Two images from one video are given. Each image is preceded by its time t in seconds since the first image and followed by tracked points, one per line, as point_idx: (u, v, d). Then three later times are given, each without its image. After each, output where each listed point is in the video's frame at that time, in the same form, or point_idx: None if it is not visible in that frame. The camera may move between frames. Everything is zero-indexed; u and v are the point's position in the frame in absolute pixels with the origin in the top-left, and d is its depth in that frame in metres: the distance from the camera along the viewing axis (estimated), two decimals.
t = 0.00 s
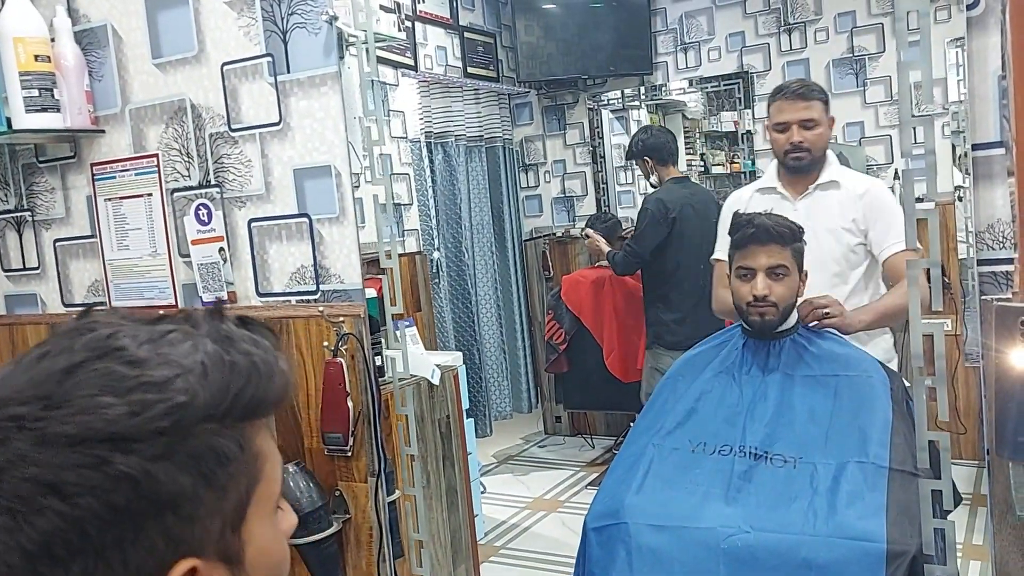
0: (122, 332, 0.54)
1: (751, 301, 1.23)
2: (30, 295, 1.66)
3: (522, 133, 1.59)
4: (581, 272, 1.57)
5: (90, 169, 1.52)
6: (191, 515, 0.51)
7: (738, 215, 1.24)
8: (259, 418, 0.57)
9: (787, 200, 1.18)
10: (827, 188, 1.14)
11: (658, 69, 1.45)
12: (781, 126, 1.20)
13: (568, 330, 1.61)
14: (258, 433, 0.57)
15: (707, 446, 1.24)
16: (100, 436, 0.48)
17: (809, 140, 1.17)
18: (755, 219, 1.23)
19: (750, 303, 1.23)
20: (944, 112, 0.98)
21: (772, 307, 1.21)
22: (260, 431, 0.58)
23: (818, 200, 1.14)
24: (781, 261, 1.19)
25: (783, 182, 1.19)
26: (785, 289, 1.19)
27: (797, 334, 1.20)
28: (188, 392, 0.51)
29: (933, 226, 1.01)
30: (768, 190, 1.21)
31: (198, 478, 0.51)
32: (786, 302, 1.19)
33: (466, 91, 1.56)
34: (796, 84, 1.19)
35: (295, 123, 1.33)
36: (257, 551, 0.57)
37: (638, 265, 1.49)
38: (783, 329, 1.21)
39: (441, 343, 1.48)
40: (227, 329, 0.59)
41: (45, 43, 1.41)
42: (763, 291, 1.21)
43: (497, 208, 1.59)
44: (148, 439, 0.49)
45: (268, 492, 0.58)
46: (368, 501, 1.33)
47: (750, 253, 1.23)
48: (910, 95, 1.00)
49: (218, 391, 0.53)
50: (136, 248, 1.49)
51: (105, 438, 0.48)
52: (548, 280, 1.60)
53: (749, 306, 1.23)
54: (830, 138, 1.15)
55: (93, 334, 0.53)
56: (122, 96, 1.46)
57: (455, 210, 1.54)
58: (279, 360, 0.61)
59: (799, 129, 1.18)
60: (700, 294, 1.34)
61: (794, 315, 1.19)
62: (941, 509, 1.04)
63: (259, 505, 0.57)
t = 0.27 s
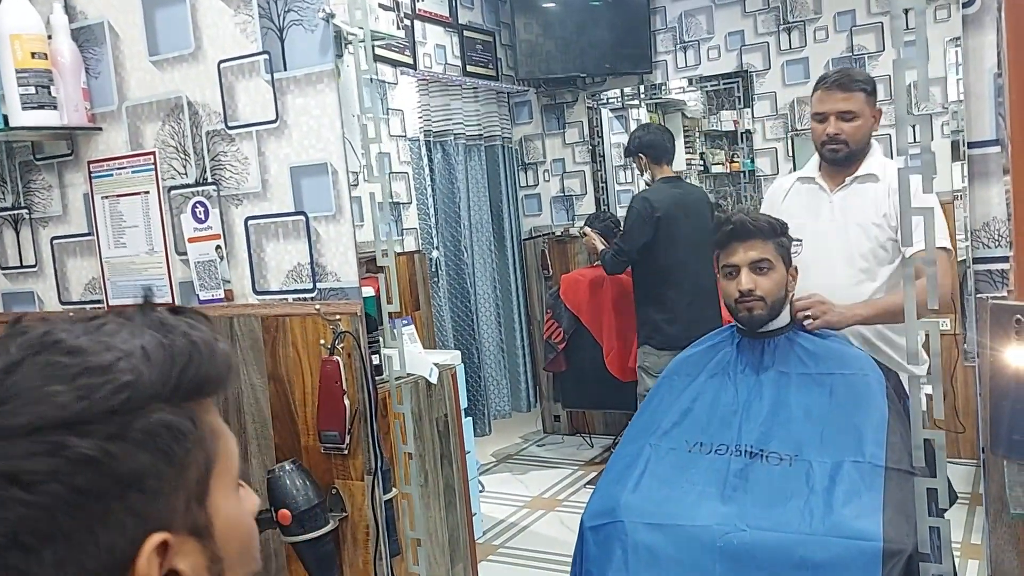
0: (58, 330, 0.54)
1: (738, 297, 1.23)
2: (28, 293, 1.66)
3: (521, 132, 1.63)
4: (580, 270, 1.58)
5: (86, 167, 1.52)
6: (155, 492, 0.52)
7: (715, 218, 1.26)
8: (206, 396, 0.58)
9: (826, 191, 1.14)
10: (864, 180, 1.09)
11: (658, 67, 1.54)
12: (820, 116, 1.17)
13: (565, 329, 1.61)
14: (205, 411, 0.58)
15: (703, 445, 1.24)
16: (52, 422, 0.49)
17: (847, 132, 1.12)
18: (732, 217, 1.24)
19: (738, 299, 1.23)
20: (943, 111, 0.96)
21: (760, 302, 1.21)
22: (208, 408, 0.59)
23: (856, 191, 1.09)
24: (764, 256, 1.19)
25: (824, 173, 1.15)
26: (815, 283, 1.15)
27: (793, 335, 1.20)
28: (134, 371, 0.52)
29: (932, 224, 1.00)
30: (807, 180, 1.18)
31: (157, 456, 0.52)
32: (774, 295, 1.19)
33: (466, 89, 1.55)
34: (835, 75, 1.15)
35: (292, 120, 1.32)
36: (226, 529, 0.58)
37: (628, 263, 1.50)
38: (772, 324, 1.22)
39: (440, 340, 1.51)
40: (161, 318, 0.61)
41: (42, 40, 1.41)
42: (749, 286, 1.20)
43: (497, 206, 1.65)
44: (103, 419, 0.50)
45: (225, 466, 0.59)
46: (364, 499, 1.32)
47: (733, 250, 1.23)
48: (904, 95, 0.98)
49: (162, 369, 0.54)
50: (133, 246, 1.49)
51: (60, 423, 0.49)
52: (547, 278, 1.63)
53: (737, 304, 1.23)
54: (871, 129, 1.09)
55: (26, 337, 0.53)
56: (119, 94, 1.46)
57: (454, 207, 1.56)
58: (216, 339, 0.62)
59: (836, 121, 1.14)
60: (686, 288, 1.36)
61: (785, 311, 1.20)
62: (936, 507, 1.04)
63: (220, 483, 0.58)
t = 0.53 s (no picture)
0: (32, 322, 0.57)
1: (730, 295, 1.22)
2: (27, 288, 1.66)
3: (522, 130, 1.63)
4: (580, 268, 1.59)
5: (86, 162, 1.52)
6: (136, 471, 0.55)
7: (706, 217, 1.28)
8: (180, 378, 0.62)
9: (846, 186, 1.09)
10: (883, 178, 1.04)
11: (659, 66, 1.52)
12: (844, 111, 1.08)
13: (565, 327, 1.62)
14: (181, 396, 0.62)
15: (700, 442, 1.24)
16: (32, 403, 0.52)
17: (869, 128, 1.04)
18: (721, 216, 1.25)
19: (730, 297, 1.22)
20: (943, 111, 0.97)
21: (751, 299, 1.20)
22: (182, 394, 0.62)
23: (874, 189, 1.05)
24: (753, 254, 1.19)
25: (846, 169, 1.09)
26: (827, 279, 1.12)
27: (788, 329, 1.19)
28: (108, 355, 0.56)
29: (926, 221, 1.00)
30: (830, 175, 1.13)
31: (136, 435, 0.55)
32: (766, 292, 1.19)
33: (466, 85, 1.54)
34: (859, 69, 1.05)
35: (291, 115, 1.32)
36: (206, 504, 0.61)
37: (606, 263, 1.56)
38: (764, 322, 1.21)
39: (440, 338, 1.51)
40: (131, 310, 0.66)
41: (41, 35, 1.41)
42: (739, 284, 1.20)
43: (496, 205, 1.62)
44: (82, 399, 0.53)
45: (202, 447, 0.63)
46: (362, 494, 1.33)
47: (721, 249, 1.23)
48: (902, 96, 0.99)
49: (135, 354, 0.58)
50: (132, 241, 1.50)
51: (40, 403, 0.52)
52: (547, 276, 1.61)
53: (729, 301, 1.22)
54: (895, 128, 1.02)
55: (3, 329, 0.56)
56: (119, 89, 1.46)
57: (453, 203, 1.56)
58: (187, 328, 0.67)
59: (858, 116, 1.06)
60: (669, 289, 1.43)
61: (777, 308, 1.19)
62: (932, 504, 1.03)
63: (199, 462, 0.61)
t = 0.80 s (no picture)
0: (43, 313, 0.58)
1: (735, 294, 1.21)
2: (28, 285, 1.66)
3: (523, 128, 1.60)
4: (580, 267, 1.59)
5: (87, 159, 1.53)
6: (143, 466, 0.56)
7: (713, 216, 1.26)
8: (191, 377, 0.63)
9: (860, 182, 1.06)
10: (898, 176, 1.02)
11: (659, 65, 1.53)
12: (860, 108, 1.06)
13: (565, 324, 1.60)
14: (190, 394, 0.62)
15: (700, 438, 1.24)
16: (42, 395, 0.52)
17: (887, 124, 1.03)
18: (728, 215, 1.23)
19: (735, 297, 1.21)
20: (945, 109, 0.97)
21: (756, 298, 1.19)
22: (191, 393, 0.63)
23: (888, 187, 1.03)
24: (759, 252, 1.18)
25: (861, 165, 1.06)
26: (837, 277, 1.09)
27: (792, 326, 1.17)
28: (119, 349, 0.57)
29: (924, 220, 1.01)
30: (845, 171, 1.09)
31: (144, 431, 0.56)
32: (771, 291, 1.17)
33: (466, 85, 1.51)
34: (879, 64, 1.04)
35: (292, 113, 1.33)
36: (211, 502, 0.62)
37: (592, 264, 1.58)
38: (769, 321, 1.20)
39: (440, 336, 1.49)
40: (144, 305, 0.66)
41: (42, 32, 1.41)
42: (744, 283, 1.19)
43: (497, 202, 1.56)
44: (93, 391, 0.54)
45: (212, 448, 0.63)
46: (361, 491, 1.33)
47: (727, 248, 1.22)
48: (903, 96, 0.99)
49: (147, 349, 0.59)
50: (133, 238, 1.50)
51: (49, 396, 0.53)
52: (548, 274, 1.59)
53: (734, 300, 1.22)
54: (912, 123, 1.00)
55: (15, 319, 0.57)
56: (120, 86, 1.46)
57: (454, 208, 1.51)
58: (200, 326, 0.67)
59: (874, 113, 1.04)
60: (662, 288, 1.49)
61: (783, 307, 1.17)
62: (929, 501, 1.03)
63: (207, 460, 0.62)
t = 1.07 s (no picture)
0: (70, 311, 0.59)
1: (739, 294, 1.23)
2: (29, 284, 1.67)
3: (524, 127, 1.58)
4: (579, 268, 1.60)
5: (89, 158, 1.53)
6: (156, 471, 0.56)
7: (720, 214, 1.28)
8: (212, 384, 0.62)
9: (867, 181, 1.05)
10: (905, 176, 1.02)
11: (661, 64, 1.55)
12: (864, 106, 1.06)
13: (565, 323, 1.61)
14: (213, 399, 0.62)
15: (701, 437, 1.24)
16: (59, 397, 0.52)
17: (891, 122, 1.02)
18: (734, 214, 1.25)
19: (738, 296, 1.23)
20: (946, 109, 0.97)
21: (760, 299, 1.22)
22: (215, 397, 0.63)
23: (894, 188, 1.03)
24: (765, 253, 1.19)
25: (868, 164, 1.05)
26: (839, 276, 1.10)
27: (794, 326, 1.18)
28: (140, 353, 0.57)
29: (924, 220, 1.01)
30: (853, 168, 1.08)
31: (160, 437, 0.56)
32: (775, 291, 1.20)
33: (468, 86, 1.49)
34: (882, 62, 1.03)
35: (292, 113, 1.33)
36: (224, 509, 0.62)
37: (593, 265, 1.61)
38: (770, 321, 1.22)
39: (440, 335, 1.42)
40: (173, 306, 0.66)
41: (44, 32, 1.41)
42: (750, 284, 1.21)
43: (498, 203, 1.55)
44: (113, 394, 0.54)
45: (229, 454, 0.63)
46: (362, 489, 1.34)
47: (733, 247, 1.23)
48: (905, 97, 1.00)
49: (169, 354, 0.59)
50: (134, 238, 1.50)
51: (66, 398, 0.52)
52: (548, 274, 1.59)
53: (737, 300, 1.24)
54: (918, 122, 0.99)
55: (40, 315, 0.58)
56: (122, 86, 1.47)
57: (455, 204, 1.40)
58: (226, 330, 0.67)
59: (879, 110, 1.03)
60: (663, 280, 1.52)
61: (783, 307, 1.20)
62: (929, 500, 1.03)
63: (223, 466, 0.62)
